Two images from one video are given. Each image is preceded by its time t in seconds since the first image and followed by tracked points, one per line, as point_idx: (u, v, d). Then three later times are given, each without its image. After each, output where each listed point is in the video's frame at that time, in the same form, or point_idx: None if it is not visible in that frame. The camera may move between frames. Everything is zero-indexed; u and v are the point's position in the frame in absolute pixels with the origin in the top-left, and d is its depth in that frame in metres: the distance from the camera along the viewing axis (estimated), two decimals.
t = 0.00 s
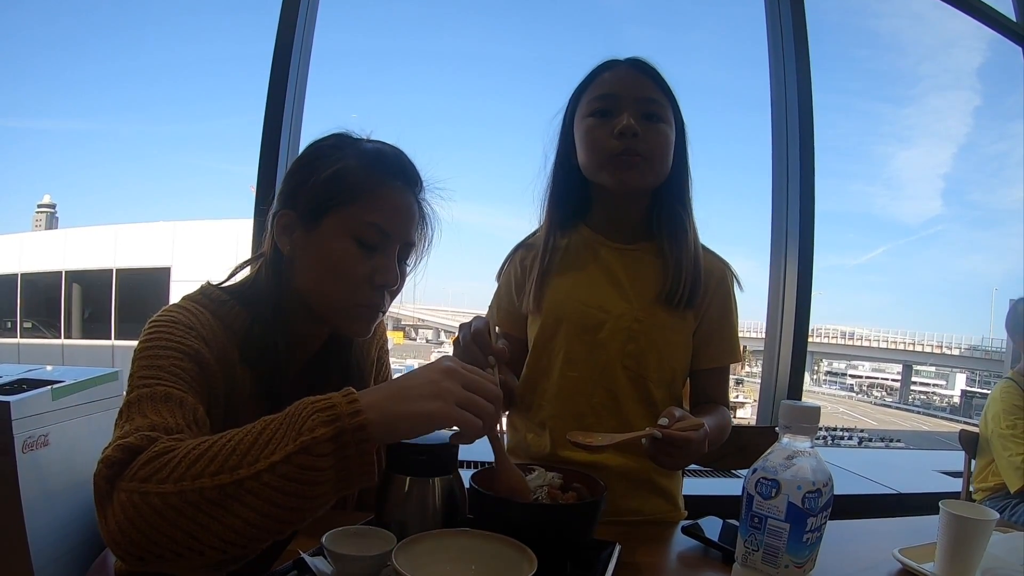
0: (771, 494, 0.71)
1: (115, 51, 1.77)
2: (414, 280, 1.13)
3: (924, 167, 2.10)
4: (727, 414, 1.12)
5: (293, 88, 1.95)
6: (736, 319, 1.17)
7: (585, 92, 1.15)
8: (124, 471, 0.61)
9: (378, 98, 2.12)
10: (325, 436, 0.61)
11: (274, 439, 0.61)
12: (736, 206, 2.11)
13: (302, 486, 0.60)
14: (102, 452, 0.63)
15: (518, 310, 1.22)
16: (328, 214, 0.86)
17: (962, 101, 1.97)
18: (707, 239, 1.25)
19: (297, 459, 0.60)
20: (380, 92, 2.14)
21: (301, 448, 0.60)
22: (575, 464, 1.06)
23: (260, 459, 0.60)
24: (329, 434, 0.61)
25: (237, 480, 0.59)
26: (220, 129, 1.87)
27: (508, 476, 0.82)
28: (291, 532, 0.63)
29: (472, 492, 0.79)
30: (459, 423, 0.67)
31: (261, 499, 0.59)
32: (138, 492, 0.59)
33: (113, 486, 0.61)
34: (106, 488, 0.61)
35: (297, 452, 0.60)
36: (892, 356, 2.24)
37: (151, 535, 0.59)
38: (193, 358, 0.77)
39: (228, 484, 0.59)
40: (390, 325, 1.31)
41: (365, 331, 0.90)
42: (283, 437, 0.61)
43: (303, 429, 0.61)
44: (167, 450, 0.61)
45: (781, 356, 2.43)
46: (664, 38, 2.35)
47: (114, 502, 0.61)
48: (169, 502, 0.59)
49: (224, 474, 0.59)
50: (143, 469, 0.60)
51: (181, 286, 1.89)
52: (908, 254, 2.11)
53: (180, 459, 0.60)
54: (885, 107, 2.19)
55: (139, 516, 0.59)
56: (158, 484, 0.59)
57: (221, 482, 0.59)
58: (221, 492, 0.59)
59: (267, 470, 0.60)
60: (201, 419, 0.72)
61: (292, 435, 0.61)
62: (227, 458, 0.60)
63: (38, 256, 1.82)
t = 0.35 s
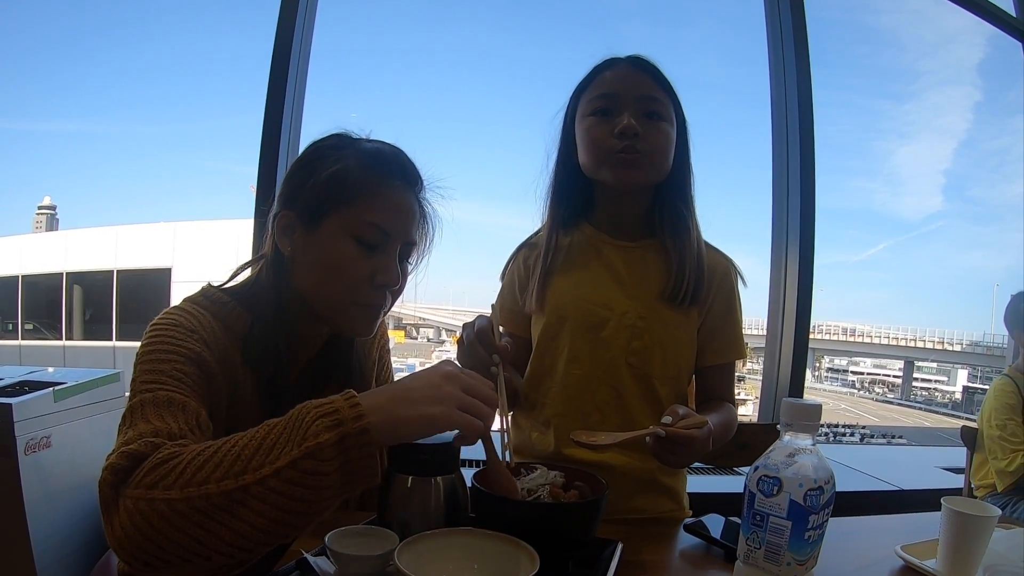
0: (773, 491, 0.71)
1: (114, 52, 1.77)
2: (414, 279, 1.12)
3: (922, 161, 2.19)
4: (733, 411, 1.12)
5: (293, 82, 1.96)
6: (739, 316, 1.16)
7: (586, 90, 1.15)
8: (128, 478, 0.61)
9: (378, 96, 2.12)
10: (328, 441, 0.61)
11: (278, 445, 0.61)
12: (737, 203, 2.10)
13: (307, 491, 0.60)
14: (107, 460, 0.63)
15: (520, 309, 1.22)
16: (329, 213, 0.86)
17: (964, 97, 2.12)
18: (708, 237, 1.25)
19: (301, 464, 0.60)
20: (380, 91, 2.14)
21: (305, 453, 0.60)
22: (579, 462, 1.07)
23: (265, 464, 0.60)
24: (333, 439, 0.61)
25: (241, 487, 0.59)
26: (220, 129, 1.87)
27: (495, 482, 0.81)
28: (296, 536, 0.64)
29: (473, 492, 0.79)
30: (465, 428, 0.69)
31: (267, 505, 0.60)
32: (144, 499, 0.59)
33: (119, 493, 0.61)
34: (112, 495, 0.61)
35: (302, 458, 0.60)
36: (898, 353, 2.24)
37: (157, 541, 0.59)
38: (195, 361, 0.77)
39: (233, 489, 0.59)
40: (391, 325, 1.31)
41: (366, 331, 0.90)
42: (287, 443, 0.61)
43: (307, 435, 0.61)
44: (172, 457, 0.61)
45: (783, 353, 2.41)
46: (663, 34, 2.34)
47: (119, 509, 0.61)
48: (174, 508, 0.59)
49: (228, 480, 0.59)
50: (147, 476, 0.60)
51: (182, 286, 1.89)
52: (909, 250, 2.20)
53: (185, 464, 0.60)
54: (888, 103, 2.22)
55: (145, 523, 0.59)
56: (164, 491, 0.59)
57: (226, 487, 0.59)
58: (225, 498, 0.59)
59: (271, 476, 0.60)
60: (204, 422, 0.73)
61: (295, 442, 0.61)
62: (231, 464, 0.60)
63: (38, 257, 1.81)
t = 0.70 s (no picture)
0: (775, 489, 0.70)
1: (113, 53, 1.77)
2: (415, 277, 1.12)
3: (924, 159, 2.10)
4: (732, 410, 1.12)
5: (293, 83, 1.95)
6: (739, 314, 1.16)
7: (586, 89, 1.15)
8: (133, 482, 0.61)
9: (377, 96, 2.11)
10: (331, 446, 0.61)
11: (281, 449, 0.61)
12: (737, 203, 2.11)
13: (310, 496, 0.60)
14: (111, 462, 0.63)
15: (520, 308, 1.22)
16: (328, 210, 0.86)
17: (964, 96, 1.97)
18: (708, 235, 1.25)
19: (303, 469, 0.60)
20: (380, 90, 2.14)
21: (308, 458, 0.60)
22: (579, 461, 1.06)
23: (268, 469, 0.60)
24: (336, 444, 0.61)
25: (244, 491, 0.59)
26: (219, 129, 1.87)
27: (543, 467, 0.82)
28: (299, 540, 0.64)
29: (474, 490, 0.79)
30: (467, 415, 0.67)
31: (271, 510, 0.60)
32: (148, 502, 0.59)
33: (124, 496, 0.61)
34: (117, 498, 0.61)
35: (304, 463, 0.60)
36: (896, 351, 2.22)
37: (162, 545, 0.60)
38: (197, 360, 0.77)
39: (236, 493, 0.59)
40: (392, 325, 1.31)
41: (366, 329, 0.90)
42: (290, 448, 0.61)
43: (310, 439, 0.61)
44: (175, 460, 0.61)
45: (784, 351, 2.44)
46: (662, 33, 2.34)
47: (125, 511, 0.61)
48: (178, 512, 0.59)
49: (231, 485, 0.59)
50: (152, 479, 0.60)
51: (183, 286, 1.89)
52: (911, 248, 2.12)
53: (188, 468, 0.60)
54: (886, 101, 2.17)
55: (151, 527, 0.59)
56: (168, 494, 0.59)
57: (229, 491, 0.59)
58: (228, 502, 0.59)
59: (274, 480, 0.60)
60: (209, 422, 0.73)
61: (297, 446, 0.61)
62: (235, 468, 0.60)
63: (39, 259, 1.83)
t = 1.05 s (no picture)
0: (776, 490, 0.71)
1: (113, 54, 1.78)
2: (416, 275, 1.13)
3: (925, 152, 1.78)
4: (730, 410, 1.12)
5: (294, 85, 1.98)
6: (736, 313, 1.16)
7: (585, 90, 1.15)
8: (134, 485, 0.62)
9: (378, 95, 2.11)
10: (328, 453, 0.61)
11: (278, 455, 0.62)
12: (738, 202, 2.10)
13: (307, 503, 0.61)
14: (112, 465, 0.64)
15: (518, 308, 1.23)
16: (327, 209, 0.86)
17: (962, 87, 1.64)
18: (708, 236, 1.25)
19: (300, 476, 0.60)
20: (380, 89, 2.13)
21: (304, 466, 0.61)
22: (578, 460, 1.07)
23: (265, 475, 0.61)
24: (332, 451, 0.61)
25: (242, 497, 0.60)
26: (220, 130, 1.88)
27: (544, 462, 0.81)
28: (299, 544, 0.64)
29: (475, 490, 0.79)
30: (473, 423, 0.68)
31: (268, 517, 0.60)
32: (149, 507, 0.60)
33: (126, 499, 0.62)
34: (119, 501, 0.62)
35: (301, 471, 0.60)
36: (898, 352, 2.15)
37: (164, 549, 0.60)
38: (201, 363, 0.77)
39: (234, 500, 0.60)
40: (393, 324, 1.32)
41: (365, 328, 0.90)
42: (287, 454, 0.62)
43: (307, 446, 0.61)
44: (175, 464, 0.61)
45: (785, 351, 2.45)
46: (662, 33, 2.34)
47: (127, 514, 0.61)
48: (178, 517, 0.59)
49: (230, 490, 0.60)
50: (152, 484, 0.61)
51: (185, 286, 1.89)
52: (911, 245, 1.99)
53: (187, 473, 0.61)
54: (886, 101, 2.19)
55: (153, 531, 0.60)
56: (168, 498, 0.60)
57: (228, 498, 0.60)
58: (227, 508, 0.60)
59: (271, 487, 0.60)
60: (212, 424, 0.73)
61: (294, 454, 0.61)
62: (233, 473, 0.61)
63: (39, 259, 1.83)
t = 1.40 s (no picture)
0: (781, 494, 0.71)
1: (113, 53, 1.78)
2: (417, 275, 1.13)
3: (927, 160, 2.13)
4: (729, 412, 1.12)
5: (296, 85, 1.97)
6: (735, 314, 1.16)
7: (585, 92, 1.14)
8: (149, 494, 0.61)
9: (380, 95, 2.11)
10: (353, 476, 0.61)
11: (303, 473, 0.61)
12: (740, 203, 2.11)
13: (330, 523, 0.60)
14: (123, 475, 0.63)
15: (517, 310, 1.23)
16: (324, 209, 0.86)
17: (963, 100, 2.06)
18: (709, 237, 1.25)
19: (323, 496, 0.60)
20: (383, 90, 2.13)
21: (329, 487, 0.60)
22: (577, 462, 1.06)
23: (290, 493, 0.60)
24: (357, 473, 0.61)
25: (264, 514, 0.59)
26: (221, 130, 1.87)
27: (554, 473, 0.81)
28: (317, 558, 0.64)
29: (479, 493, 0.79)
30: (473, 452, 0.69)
31: (291, 534, 0.60)
32: (166, 518, 0.59)
33: (140, 508, 0.61)
34: (133, 510, 0.61)
35: (325, 492, 0.60)
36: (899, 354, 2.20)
37: (180, 560, 0.59)
38: (204, 368, 0.76)
39: (257, 517, 0.59)
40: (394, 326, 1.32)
41: (364, 329, 0.90)
42: (312, 473, 0.61)
43: (333, 467, 0.61)
44: (193, 476, 0.61)
45: (787, 353, 2.44)
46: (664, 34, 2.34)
47: (141, 524, 0.61)
48: (197, 530, 0.59)
49: (253, 506, 0.59)
50: (170, 495, 0.60)
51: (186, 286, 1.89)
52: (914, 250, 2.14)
53: (207, 485, 0.60)
54: (888, 102, 2.22)
55: (168, 541, 0.59)
56: (187, 510, 0.59)
57: (249, 513, 0.59)
58: (248, 524, 0.59)
59: (295, 506, 0.60)
60: (217, 429, 0.72)
61: (319, 473, 0.61)
62: (256, 489, 0.60)
63: (41, 260, 1.83)
